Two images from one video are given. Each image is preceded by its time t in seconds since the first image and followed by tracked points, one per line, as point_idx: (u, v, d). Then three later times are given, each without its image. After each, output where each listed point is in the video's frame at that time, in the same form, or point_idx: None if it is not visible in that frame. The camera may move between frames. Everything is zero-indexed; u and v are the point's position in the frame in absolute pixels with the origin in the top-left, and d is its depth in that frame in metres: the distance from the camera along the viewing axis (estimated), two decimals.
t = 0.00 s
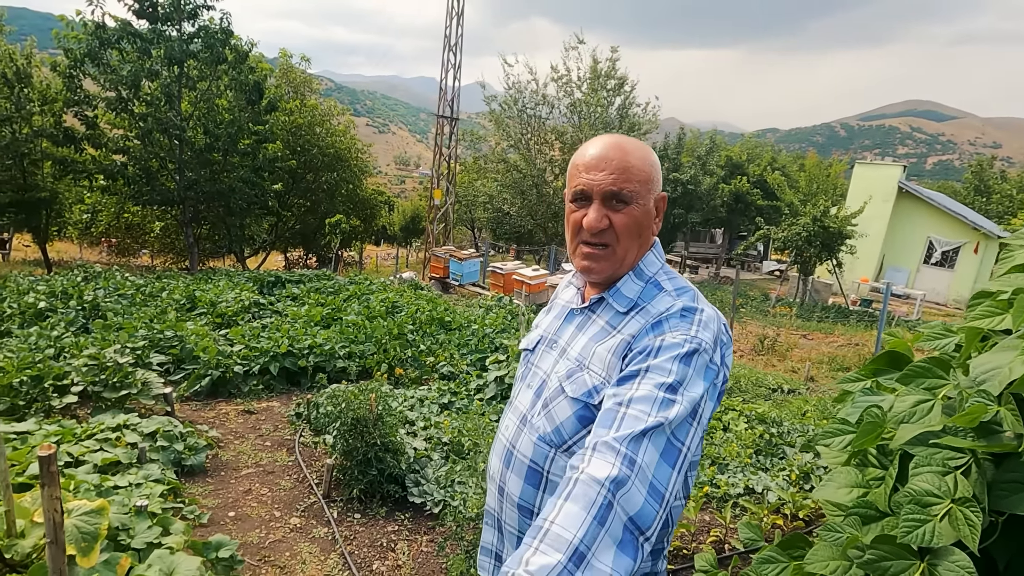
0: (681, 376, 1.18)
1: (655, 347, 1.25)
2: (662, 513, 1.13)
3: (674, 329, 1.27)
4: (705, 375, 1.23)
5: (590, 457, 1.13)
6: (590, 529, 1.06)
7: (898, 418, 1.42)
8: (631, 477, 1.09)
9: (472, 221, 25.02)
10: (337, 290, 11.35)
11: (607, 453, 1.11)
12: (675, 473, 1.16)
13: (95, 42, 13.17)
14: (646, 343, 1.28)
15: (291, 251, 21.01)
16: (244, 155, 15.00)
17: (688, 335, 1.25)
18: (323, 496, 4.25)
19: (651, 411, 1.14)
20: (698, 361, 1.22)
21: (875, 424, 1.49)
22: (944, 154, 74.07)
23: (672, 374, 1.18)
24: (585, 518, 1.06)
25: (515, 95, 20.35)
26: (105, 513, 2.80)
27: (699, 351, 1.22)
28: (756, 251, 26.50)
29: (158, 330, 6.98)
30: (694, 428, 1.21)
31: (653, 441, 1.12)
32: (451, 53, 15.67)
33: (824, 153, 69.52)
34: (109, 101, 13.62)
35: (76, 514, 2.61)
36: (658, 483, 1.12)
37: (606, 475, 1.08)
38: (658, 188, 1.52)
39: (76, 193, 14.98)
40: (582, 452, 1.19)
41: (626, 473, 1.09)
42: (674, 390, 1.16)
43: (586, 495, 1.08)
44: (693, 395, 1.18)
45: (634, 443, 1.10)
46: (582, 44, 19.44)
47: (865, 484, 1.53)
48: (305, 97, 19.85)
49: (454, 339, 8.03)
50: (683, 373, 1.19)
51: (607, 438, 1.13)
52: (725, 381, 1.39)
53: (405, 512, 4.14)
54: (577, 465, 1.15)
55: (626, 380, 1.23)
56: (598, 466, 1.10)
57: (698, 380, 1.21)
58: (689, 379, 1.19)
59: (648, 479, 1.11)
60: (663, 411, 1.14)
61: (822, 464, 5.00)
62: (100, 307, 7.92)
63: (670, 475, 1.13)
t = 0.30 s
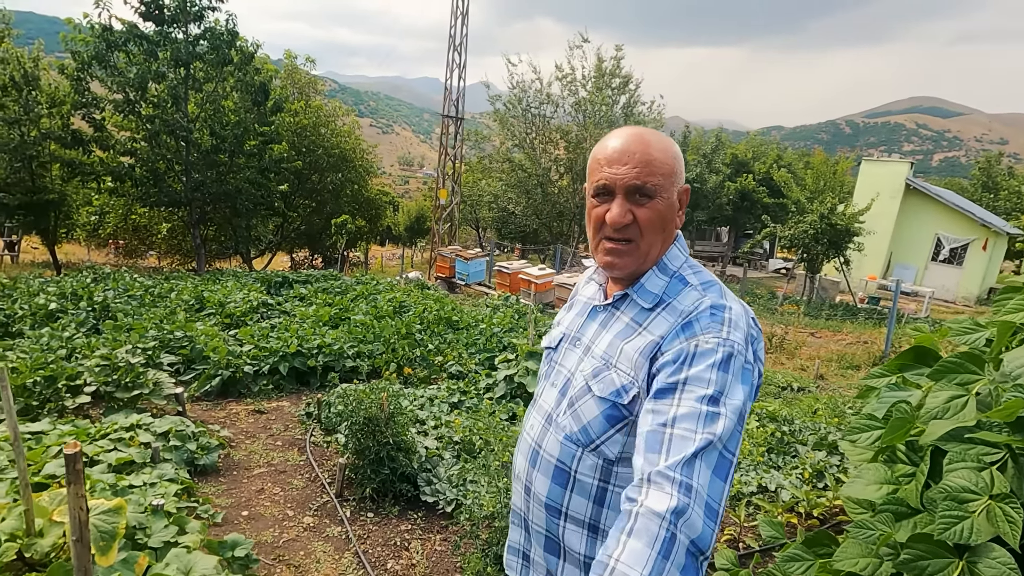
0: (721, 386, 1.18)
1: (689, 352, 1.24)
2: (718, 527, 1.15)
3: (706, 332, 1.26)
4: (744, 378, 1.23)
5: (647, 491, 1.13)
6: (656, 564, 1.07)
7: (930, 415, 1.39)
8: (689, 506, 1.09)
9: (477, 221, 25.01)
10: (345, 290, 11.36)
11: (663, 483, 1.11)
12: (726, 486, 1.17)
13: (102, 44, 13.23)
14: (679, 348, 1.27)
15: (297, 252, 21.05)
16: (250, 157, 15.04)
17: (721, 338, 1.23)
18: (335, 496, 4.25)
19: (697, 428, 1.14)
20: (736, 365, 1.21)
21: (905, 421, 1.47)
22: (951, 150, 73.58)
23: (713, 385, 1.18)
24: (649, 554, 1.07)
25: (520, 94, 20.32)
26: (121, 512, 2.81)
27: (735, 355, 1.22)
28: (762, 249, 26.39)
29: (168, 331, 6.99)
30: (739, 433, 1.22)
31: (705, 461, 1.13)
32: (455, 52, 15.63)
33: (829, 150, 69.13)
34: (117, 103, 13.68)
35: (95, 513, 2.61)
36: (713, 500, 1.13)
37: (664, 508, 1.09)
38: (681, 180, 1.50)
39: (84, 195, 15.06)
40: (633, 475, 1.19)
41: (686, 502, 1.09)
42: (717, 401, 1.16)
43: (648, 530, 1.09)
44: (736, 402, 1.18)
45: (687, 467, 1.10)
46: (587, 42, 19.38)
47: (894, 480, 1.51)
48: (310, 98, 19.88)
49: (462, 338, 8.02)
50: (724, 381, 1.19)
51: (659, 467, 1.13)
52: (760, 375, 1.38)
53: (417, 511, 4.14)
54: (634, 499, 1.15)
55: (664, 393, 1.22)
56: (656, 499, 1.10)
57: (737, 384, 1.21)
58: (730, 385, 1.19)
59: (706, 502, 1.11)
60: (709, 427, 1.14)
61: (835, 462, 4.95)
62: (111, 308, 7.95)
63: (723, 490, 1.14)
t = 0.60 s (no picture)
0: (759, 406, 1.26)
1: (721, 373, 1.28)
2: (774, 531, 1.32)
3: (733, 348, 1.29)
4: (778, 388, 1.31)
5: (720, 537, 1.25)
6: None
7: (947, 419, 1.41)
8: (758, 539, 1.25)
9: (479, 221, 25.01)
10: (349, 292, 11.38)
11: (734, 528, 1.24)
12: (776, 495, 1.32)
13: (105, 49, 13.27)
14: (708, 366, 1.31)
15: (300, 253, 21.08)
16: (253, 159, 15.06)
17: (749, 355, 1.28)
18: (344, 498, 4.26)
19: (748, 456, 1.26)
20: (768, 378, 1.29)
21: (921, 426, 1.48)
22: (953, 147, 73.35)
23: (750, 408, 1.26)
24: None
25: (521, 95, 20.33)
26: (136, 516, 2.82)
27: (765, 369, 1.28)
28: (764, 248, 26.38)
29: (174, 334, 7.02)
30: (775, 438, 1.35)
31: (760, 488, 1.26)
32: (457, 54, 15.60)
33: (831, 148, 68.99)
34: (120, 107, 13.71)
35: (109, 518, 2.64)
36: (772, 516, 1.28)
37: (739, 548, 1.24)
38: (692, 186, 1.52)
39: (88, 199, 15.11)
40: (694, 508, 1.31)
41: (753, 534, 1.24)
42: (758, 424, 1.26)
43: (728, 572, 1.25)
44: (772, 417, 1.28)
45: (753, 505, 1.24)
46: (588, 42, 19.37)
47: (910, 485, 1.52)
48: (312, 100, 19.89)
49: (467, 340, 8.04)
50: (760, 401, 1.26)
51: (726, 509, 1.25)
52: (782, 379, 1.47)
53: (427, 513, 4.16)
54: (708, 540, 1.27)
55: (704, 422, 1.28)
56: (731, 546, 1.24)
57: (771, 396, 1.29)
58: (766, 402, 1.27)
59: (768, 524, 1.27)
60: (756, 454, 1.26)
61: (842, 463, 4.95)
62: (117, 312, 7.99)
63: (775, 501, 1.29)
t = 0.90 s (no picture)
0: (767, 402, 1.28)
1: (726, 374, 1.28)
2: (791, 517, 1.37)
3: (734, 348, 1.28)
4: (783, 382, 1.34)
5: (750, 533, 1.29)
6: None
7: (940, 418, 1.39)
8: (784, 525, 1.30)
9: (477, 221, 24.98)
10: (346, 292, 11.35)
11: (764, 521, 1.28)
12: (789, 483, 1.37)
13: (101, 49, 13.23)
14: (709, 368, 1.30)
15: (298, 254, 21.02)
16: (249, 160, 15.01)
17: (751, 352, 1.28)
18: (339, 500, 4.24)
19: (760, 453, 1.28)
20: (772, 374, 1.30)
21: (916, 425, 1.46)
22: (950, 146, 73.48)
23: (758, 405, 1.28)
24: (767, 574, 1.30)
25: (518, 95, 20.34)
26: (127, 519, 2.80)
27: (769, 365, 1.30)
28: (762, 247, 26.39)
29: (169, 335, 7.00)
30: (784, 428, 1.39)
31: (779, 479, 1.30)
32: (453, 54, 15.58)
33: (828, 147, 69.04)
34: (115, 108, 13.67)
35: (100, 522, 2.62)
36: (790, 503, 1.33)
37: (770, 541, 1.29)
38: (677, 181, 1.50)
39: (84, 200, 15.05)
40: (711, 507, 1.33)
41: (780, 525, 1.29)
42: (769, 419, 1.28)
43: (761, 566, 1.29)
44: (778, 412, 1.30)
45: (775, 495, 1.29)
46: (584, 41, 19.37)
47: (903, 484, 1.50)
48: (308, 101, 19.86)
49: (463, 340, 8.01)
50: (767, 398, 1.28)
51: (750, 506, 1.28)
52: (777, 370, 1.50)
53: (422, 514, 4.14)
54: (736, 538, 1.30)
55: (714, 424, 1.28)
56: (760, 539, 1.28)
57: (778, 391, 1.32)
58: (772, 398, 1.30)
59: (791, 512, 1.33)
60: (768, 447, 1.29)
61: (840, 462, 4.93)
62: (112, 313, 7.96)
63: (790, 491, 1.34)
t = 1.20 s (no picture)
0: (712, 407, 1.32)
1: (672, 379, 1.32)
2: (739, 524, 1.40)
3: (681, 353, 1.32)
4: (731, 388, 1.37)
5: (688, 543, 1.31)
6: None
7: (903, 422, 1.39)
8: (724, 536, 1.32)
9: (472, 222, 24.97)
10: (337, 294, 11.31)
11: (702, 531, 1.31)
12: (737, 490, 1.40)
13: (90, 51, 13.14)
14: (657, 372, 1.34)
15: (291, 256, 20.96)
16: (241, 161, 14.95)
17: (698, 357, 1.32)
18: (324, 504, 4.23)
19: (705, 459, 1.31)
20: (719, 379, 1.33)
21: (879, 428, 1.46)
22: (943, 145, 73.88)
23: (703, 410, 1.31)
24: None
25: (512, 95, 20.34)
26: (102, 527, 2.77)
27: (715, 370, 1.33)
28: (756, 247, 26.45)
29: (157, 339, 6.96)
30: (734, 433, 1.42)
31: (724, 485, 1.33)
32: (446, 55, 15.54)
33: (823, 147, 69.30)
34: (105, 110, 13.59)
35: (74, 530, 2.60)
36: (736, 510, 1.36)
37: (709, 550, 1.31)
38: (632, 187, 1.55)
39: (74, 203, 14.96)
40: (657, 514, 1.36)
41: (720, 534, 1.31)
42: (713, 425, 1.32)
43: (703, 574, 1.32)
44: (725, 418, 1.34)
45: (716, 505, 1.31)
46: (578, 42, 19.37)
47: (869, 487, 1.50)
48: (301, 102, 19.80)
49: (454, 342, 7.99)
50: (712, 403, 1.32)
51: (690, 514, 1.31)
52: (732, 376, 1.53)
53: (407, 518, 4.13)
54: (676, 546, 1.33)
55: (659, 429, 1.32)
56: (699, 548, 1.31)
57: (726, 396, 1.35)
58: (719, 403, 1.33)
59: (735, 520, 1.35)
60: (712, 455, 1.32)
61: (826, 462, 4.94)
62: (100, 317, 7.90)
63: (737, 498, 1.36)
